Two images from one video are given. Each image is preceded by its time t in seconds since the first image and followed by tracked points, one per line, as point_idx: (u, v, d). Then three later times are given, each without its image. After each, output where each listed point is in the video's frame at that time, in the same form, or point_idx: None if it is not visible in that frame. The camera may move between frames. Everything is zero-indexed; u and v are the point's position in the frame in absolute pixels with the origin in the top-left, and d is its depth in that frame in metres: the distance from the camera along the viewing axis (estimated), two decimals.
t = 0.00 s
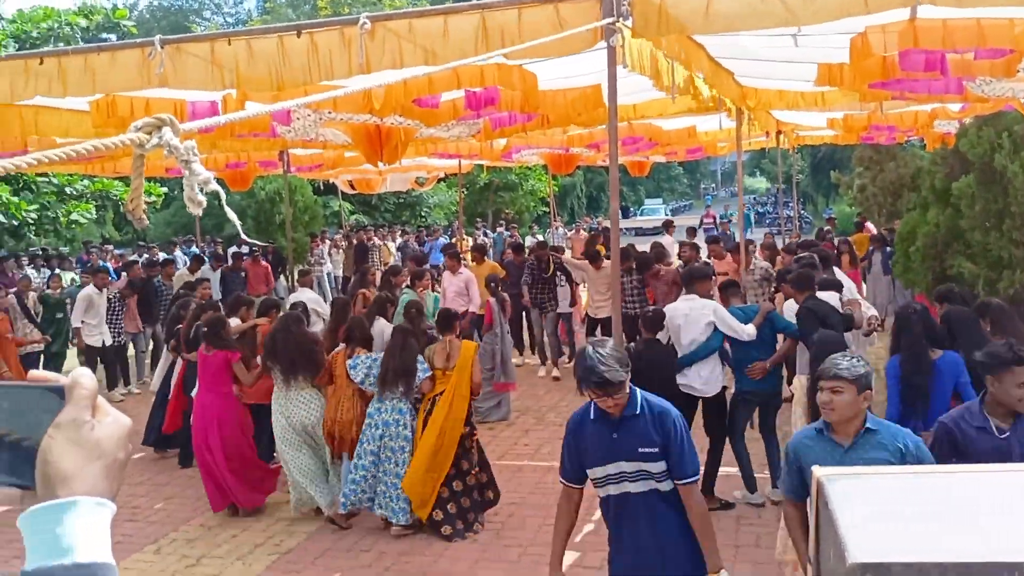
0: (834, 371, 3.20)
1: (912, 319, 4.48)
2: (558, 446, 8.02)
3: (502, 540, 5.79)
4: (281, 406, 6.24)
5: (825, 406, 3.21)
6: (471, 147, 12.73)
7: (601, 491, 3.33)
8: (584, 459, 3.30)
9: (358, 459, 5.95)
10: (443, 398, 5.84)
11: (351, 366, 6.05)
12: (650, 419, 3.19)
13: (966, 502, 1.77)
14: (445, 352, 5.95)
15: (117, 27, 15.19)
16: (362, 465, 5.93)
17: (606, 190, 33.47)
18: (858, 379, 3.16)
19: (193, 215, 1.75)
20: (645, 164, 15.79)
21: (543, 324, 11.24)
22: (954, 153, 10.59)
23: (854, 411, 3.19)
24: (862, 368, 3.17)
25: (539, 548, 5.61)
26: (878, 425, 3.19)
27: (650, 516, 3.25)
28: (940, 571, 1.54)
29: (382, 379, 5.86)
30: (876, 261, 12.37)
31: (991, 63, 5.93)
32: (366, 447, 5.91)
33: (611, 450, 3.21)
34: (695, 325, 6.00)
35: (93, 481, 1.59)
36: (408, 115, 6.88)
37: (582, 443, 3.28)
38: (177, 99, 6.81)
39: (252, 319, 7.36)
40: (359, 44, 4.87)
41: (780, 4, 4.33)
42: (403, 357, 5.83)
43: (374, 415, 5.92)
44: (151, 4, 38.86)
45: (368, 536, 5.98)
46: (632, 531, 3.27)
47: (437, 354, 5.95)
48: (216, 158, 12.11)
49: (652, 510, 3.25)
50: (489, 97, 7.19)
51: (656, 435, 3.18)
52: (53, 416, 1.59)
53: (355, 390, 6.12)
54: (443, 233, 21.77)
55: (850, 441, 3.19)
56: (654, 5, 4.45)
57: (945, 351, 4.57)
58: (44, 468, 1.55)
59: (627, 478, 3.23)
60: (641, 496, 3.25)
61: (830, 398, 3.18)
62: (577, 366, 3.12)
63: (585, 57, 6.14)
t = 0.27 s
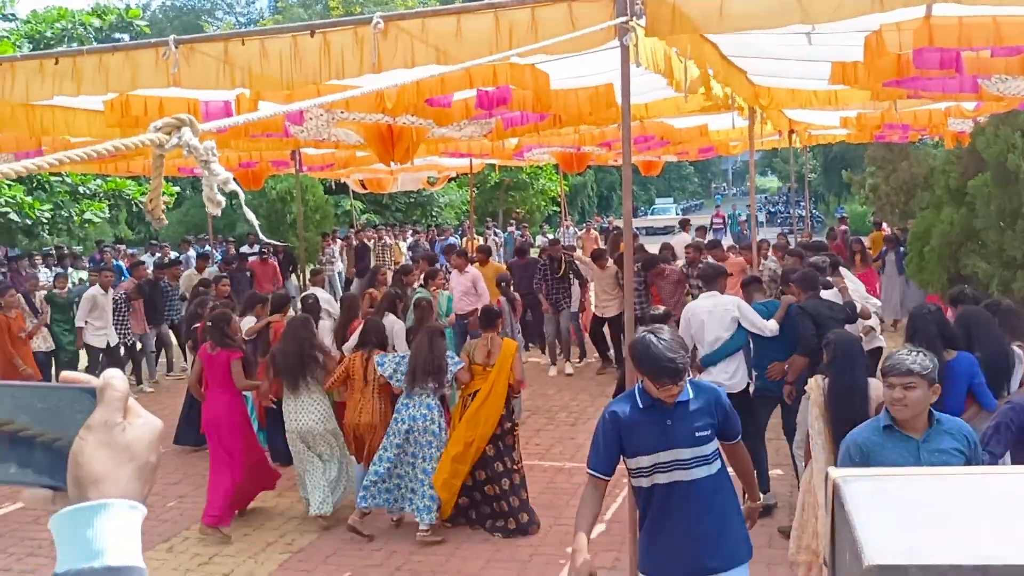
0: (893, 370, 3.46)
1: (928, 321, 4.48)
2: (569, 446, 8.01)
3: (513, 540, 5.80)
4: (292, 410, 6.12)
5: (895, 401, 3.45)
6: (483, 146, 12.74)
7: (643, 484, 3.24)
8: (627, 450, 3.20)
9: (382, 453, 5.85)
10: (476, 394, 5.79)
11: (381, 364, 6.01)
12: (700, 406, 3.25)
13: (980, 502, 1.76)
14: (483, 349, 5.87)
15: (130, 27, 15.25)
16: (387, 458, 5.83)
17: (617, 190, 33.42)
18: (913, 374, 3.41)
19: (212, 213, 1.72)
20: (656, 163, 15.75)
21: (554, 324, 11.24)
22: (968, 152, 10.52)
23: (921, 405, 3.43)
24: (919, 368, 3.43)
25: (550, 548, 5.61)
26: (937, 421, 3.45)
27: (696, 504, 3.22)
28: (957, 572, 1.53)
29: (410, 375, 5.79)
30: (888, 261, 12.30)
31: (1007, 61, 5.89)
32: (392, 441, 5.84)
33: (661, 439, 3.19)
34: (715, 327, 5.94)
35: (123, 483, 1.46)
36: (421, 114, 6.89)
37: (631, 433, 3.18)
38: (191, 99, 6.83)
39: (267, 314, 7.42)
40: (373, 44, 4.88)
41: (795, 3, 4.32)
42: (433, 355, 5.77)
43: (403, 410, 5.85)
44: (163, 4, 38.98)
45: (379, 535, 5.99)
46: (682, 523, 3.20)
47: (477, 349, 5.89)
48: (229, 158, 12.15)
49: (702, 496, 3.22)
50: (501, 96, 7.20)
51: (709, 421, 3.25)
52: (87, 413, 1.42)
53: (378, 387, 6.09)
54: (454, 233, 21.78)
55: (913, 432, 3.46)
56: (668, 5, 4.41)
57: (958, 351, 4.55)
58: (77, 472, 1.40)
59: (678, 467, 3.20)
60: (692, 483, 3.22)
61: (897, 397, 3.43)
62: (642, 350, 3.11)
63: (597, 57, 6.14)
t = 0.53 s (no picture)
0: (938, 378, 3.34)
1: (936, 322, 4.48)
2: (575, 448, 8.01)
3: (519, 542, 5.81)
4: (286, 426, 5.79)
5: (941, 411, 3.32)
6: (487, 148, 12.74)
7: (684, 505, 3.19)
8: (669, 470, 3.16)
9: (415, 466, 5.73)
10: (524, 399, 5.82)
11: (414, 373, 5.92)
12: (735, 422, 3.22)
13: (990, 503, 1.77)
14: (524, 353, 5.90)
15: (134, 30, 15.29)
16: (421, 472, 5.72)
17: (621, 191, 33.41)
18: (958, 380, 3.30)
19: (224, 220, 1.72)
20: (660, 165, 15.74)
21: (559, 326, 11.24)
22: (972, 153, 10.50)
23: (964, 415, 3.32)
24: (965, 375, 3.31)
25: (556, 551, 5.62)
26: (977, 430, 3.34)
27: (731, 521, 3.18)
28: (966, 574, 1.53)
29: (445, 388, 5.68)
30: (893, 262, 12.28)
31: (1012, 61, 5.88)
32: (425, 452, 5.72)
33: (699, 457, 3.16)
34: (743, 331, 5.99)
35: (146, 492, 1.54)
36: (425, 117, 6.90)
37: (675, 453, 3.15)
38: (196, 102, 6.85)
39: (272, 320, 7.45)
40: (378, 47, 4.89)
41: (800, 4, 4.32)
42: (469, 364, 5.74)
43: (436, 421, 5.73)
44: (167, 7, 39.04)
45: (385, 538, 6.01)
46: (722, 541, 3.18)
47: (517, 355, 5.90)
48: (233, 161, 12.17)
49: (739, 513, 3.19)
50: (506, 99, 7.21)
51: (743, 436, 3.23)
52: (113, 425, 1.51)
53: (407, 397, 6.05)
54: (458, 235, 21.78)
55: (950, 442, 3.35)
56: (673, 6, 4.40)
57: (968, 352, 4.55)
58: (101, 479, 1.47)
59: (717, 484, 3.18)
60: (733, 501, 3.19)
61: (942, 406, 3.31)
62: (672, 357, 3.09)
63: (602, 58, 6.15)
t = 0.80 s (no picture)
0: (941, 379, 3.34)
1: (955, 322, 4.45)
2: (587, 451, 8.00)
3: (531, 547, 5.82)
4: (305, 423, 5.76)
5: (944, 411, 3.31)
6: (496, 153, 12.76)
7: (689, 512, 3.21)
8: (673, 479, 3.17)
9: (463, 465, 5.82)
10: (567, 395, 6.03)
11: (450, 373, 5.94)
12: (735, 432, 3.16)
13: (1009, 507, 1.76)
14: (558, 357, 6.06)
15: (144, 37, 15.36)
16: (472, 468, 5.81)
17: (629, 194, 33.43)
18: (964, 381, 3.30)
19: (241, 227, 1.73)
20: (669, 168, 15.71)
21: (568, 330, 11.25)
22: (983, 154, 10.47)
23: (970, 415, 3.29)
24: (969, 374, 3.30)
25: (568, 555, 5.61)
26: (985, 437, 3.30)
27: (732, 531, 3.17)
28: None
29: (488, 387, 5.78)
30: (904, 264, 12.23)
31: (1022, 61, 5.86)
32: (472, 450, 5.80)
33: (698, 468, 3.15)
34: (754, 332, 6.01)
35: (172, 498, 1.47)
36: (435, 122, 6.91)
37: (678, 465, 3.16)
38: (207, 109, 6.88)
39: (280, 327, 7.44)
40: (388, 53, 4.92)
41: (810, 7, 4.32)
42: (502, 360, 5.80)
43: (479, 419, 5.83)
44: (176, 14, 39.18)
45: (396, 542, 6.02)
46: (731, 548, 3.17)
47: (547, 354, 6.09)
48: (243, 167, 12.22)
49: (741, 523, 3.17)
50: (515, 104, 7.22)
51: (744, 446, 3.15)
52: (134, 429, 1.44)
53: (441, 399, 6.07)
54: (467, 239, 21.80)
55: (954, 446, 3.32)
56: (682, 11, 4.40)
57: (983, 354, 4.55)
58: (126, 484, 1.40)
59: (718, 494, 3.16)
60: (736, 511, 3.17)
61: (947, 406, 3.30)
62: (665, 369, 3.09)
63: (611, 62, 6.16)
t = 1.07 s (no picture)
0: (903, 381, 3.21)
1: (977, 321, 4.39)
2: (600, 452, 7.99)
3: (545, 546, 5.82)
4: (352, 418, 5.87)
5: (914, 409, 3.19)
6: (509, 153, 12.76)
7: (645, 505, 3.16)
8: (635, 470, 3.16)
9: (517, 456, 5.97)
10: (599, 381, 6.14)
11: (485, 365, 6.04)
12: (701, 441, 3.00)
13: None
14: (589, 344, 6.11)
15: (160, 39, 15.47)
16: (527, 456, 5.97)
17: (641, 195, 33.36)
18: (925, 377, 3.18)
19: (266, 225, 1.74)
20: (682, 167, 15.67)
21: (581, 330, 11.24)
22: (999, 153, 10.40)
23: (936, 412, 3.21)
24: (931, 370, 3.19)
25: (583, 555, 5.61)
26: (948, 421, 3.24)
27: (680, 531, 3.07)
28: None
29: (520, 374, 5.95)
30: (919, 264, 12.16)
31: None
32: (524, 437, 5.98)
33: (658, 466, 3.07)
34: (773, 329, 6.04)
35: (204, 488, 1.52)
36: (450, 122, 6.92)
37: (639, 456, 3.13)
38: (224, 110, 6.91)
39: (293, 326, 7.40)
40: (404, 53, 4.93)
41: (827, 6, 4.31)
42: (535, 351, 6.01)
43: (525, 407, 6.00)
44: (190, 16, 39.40)
45: (410, 540, 6.04)
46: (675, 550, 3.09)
47: (579, 342, 6.14)
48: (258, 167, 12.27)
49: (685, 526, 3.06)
50: (529, 103, 7.23)
51: (703, 457, 2.99)
52: (167, 425, 1.46)
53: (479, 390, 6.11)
54: (479, 240, 21.81)
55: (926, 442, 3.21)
56: (699, 10, 4.44)
57: (1002, 354, 4.53)
58: (160, 478, 1.42)
59: (671, 495, 3.07)
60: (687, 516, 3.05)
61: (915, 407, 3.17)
62: (646, 363, 3.06)
63: (626, 62, 6.15)
